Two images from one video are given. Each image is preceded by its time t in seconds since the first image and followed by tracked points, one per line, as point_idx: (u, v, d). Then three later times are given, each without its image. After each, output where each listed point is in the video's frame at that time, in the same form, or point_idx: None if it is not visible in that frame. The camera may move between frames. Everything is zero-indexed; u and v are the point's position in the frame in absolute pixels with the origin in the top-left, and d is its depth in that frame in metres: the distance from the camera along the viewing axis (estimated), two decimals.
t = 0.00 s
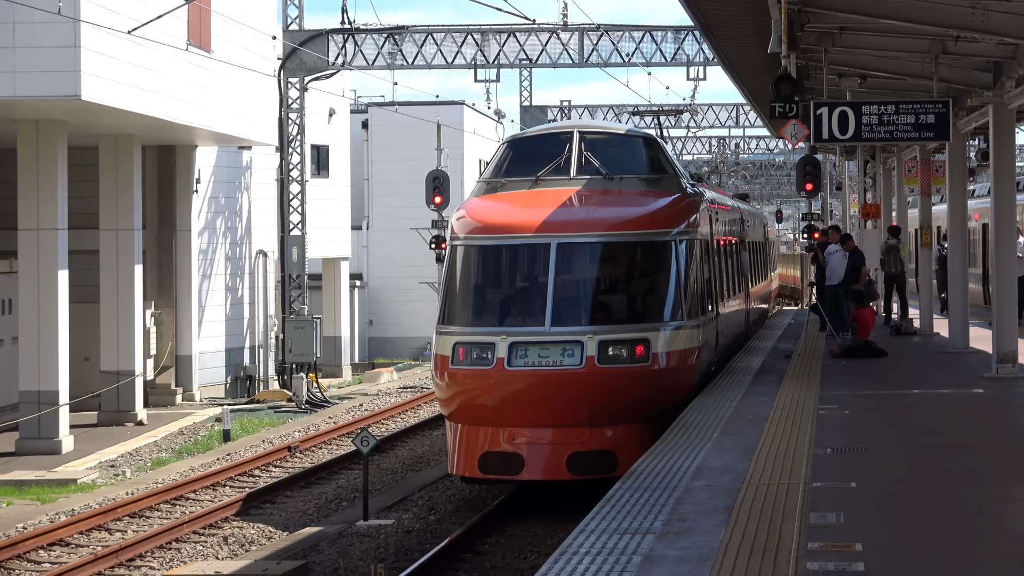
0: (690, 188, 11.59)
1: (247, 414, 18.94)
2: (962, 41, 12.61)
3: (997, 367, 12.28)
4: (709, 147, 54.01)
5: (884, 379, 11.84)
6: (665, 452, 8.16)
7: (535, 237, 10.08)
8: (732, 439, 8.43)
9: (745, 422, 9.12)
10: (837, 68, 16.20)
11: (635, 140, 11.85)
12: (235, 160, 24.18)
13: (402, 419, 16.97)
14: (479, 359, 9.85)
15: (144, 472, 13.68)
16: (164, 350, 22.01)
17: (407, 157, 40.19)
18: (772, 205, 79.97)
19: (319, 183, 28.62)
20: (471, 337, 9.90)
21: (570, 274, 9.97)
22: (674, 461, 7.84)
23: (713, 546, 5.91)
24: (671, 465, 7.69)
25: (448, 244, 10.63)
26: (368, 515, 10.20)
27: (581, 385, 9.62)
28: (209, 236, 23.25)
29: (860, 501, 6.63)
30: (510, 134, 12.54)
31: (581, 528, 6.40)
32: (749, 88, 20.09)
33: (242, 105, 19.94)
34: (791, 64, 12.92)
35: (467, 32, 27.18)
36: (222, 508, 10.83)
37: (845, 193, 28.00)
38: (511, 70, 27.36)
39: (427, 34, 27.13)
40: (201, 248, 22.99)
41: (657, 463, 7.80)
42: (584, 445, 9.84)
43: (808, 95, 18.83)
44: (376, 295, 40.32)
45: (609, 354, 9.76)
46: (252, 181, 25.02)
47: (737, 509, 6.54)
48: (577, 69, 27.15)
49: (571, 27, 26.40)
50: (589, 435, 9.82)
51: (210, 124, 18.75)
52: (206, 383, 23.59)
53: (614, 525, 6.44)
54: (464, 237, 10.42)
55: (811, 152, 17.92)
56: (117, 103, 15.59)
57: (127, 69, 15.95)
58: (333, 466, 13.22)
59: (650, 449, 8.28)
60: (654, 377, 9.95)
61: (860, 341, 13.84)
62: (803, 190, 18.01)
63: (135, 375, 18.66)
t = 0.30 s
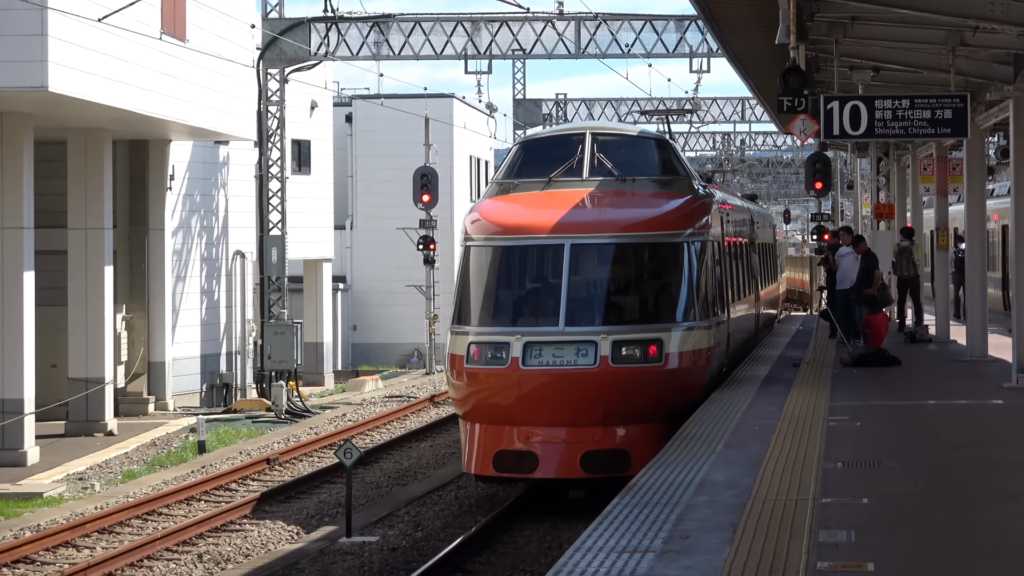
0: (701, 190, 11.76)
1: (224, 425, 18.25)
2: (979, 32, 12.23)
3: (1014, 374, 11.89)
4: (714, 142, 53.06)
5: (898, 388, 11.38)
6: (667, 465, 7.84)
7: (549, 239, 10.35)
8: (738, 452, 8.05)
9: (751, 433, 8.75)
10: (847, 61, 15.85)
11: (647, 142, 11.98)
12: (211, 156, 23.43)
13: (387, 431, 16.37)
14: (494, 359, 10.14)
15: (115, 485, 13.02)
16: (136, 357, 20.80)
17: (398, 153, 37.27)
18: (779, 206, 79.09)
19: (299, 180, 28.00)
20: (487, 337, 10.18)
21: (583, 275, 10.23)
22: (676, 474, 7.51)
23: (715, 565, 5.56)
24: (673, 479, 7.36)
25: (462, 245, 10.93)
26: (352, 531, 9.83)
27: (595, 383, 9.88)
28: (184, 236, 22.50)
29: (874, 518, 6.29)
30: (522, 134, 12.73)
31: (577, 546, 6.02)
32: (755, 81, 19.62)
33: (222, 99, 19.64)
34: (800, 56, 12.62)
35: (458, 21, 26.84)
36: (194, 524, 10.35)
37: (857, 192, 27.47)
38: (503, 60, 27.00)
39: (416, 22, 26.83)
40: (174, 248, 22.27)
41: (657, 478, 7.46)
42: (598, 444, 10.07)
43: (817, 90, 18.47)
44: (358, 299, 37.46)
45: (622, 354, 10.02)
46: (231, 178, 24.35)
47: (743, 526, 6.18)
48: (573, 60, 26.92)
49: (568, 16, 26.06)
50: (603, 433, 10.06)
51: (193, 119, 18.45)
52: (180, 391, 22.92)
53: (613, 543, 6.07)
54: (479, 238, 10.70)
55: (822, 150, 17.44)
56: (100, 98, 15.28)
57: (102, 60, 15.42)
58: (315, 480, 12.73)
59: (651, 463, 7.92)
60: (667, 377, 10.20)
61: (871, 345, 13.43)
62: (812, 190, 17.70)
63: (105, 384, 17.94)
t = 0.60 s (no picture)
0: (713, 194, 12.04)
1: (198, 439, 17.27)
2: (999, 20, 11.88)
3: None
4: (718, 138, 52.93)
5: (912, 399, 10.95)
6: (668, 480, 7.51)
7: (562, 242, 10.58)
8: (745, 467, 7.68)
9: (758, 446, 8.35)
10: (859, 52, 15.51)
11: (660, 145, 12.35)
12: (185, 154, 22.34)
13: (372, 445, 15.80)
14: (509, 361, 10.46)
15: (82, 503, 12.26)
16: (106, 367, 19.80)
17: (386, 151, 35.34)
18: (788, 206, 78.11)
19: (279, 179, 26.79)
20: (501, 339, 10.51)
21: (597, 278, 10.47)
22: (678, 491, 7.15)
23: None
24: (676, 496, 7.00)
25: (475, 248, 11.20)
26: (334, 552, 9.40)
27: (608, 385, 10.21)
28: (156, 239, 21.38)
29: (889, 538, 5.94)
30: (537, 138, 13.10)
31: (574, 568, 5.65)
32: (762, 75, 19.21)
33: (200, 95, 19.14)
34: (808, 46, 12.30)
35: (447, 11, 26.39)
36: (169, 544, 9.91)
37: (871, 191, 27.04)
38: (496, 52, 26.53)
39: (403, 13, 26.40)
40: (146, 252, 21.14)
41: (658, 494, 7.11)
42: (611, 444, 10.42)
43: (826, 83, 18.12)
44: (341, 305, 35.63)
45: (635, 357, 10.31)
46: (207, 178, 23.09)
47: (750, 548, 5.81)
48: (569, 52, 26.55)
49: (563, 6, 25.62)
50: (615, 434, 10.40)
51: (175, 118, 18.05)
52: (152, 404, 21.58)
53: (611, 565, 5.69)
54: (492, 241, 10.94)
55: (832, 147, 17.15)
56: (73, 94, 14.89)
57: (69, 53, 14.94)
58: (298, 495, 12.30)
59: (651, 480, 7.57)
60: (679, 380, 10.49)
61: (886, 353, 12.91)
62: (822, 189, 17.36)
63: (73, 396, 16.91)
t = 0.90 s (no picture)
0: (722, 196, 12.33)
1: (165, 451, 16.60)
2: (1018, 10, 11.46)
3: None
4: (717, 134, 52.50)
5: (920, 410, 10.56)
6: (661, 497, 7.17)
7: (572, 244, 10.91)
8: (745, 484, 7.32)
9: (758, 462, 7.98)
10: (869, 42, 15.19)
11: (667, 147, 12.56)
12: (152, 149, 21.96)
13: (350, 458, 15.27)
14: (518, 362, 10.73)
15: (42, 521, 11.72)
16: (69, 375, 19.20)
17: (364, 146, 34.80)
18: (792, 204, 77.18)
19: (253, 176, 26.07)
20: (510, 340, 10.77)
21: (606, 280, 10.81)
22: (673, 509, 6.79)
23: None
24: (670, 514, 6.65)
25: (482, 251, 11.47)
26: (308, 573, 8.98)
27: (616, 387, 10.54)
28: (121, 241, 20.92)
29: (899, 558, 5.61)
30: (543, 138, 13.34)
31: None
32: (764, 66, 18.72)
33: (166, 86, 18.68)
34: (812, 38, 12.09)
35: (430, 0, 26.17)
36: (133, 564, 9.47)
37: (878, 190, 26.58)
38: (482, 41, 26.15)
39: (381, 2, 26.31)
40: (110, 254, 20.72)
41: (650, 513, 6.75)
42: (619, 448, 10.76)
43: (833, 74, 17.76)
44: (318, 310, 34.91)
45: (644, 360, 10.64)
46: (175, 174, 22.71)
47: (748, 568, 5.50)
48: (560, 42, 26.10)
49: None
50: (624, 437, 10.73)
51: (138, 111, 17.58)
52: (118, 414, 21.00)
53: None
54: (499, 242, 11.23)
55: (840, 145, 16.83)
56: (38, 86, 14.67)
57: (33, 43, 14.63)
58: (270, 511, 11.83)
59: (644, 497, 7.22)
60: (687, 384, 10.80)
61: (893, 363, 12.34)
62: (829, 187, 17.05)
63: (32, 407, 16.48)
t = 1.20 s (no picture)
0: (729, 195, 12.55)
1: (130, 464, 16.03)
2: None
3: None
4: (717, 127, 51.98)
5: (926, 419, 10.22)
6: (657, 513, 6.84)
7: (579, 244, 11.15)
8: (745, 498, 7.02)
9: (759, 475, 7.67)
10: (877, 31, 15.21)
11: (675, 146, 12.84)
12: (117, 142, 21.27)
13: (326, 471, 14.78)
14: (525, 362, 11.03)
15: None
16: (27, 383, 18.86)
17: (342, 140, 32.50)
18: (796, 201, 76.23)
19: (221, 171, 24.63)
20: (518, 340, 11.06)
21: (613, 279, 11.07)
22: (669, 526, 6.47)
23: None
24: (666, 531, 6.32)
25: (489, 252, 11.73)
26: None
27: (623, 387, 10.77)
28: (83, 240, 20.27)
29: None
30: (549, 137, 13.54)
31: None
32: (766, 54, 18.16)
33: (132, 76, 18.35)
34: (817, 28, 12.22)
35: None
36: None
37: (887, 186, 26.09)
38: (467, 27, 25.81)
39: None
40: (71, 254, 19.99)
41: (645, 530, 6.41)
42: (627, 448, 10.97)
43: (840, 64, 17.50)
44: (293, 314, 32.46)
45: (652, 360, 10.89)
46: (141, 169, 22.09)
47: None
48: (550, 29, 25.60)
49: None
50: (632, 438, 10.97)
51: (105, 102, 17.35)
52: (79, 424, 20.42)
53: None
54: (507, 241, 11.47)
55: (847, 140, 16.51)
56: None
57: None
58: (241, 528, 11.40)
59: (640, 512, 6.88)
60: (694, 384, 11.05)
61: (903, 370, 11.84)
62: (835, 184, 16.72)
63: None
